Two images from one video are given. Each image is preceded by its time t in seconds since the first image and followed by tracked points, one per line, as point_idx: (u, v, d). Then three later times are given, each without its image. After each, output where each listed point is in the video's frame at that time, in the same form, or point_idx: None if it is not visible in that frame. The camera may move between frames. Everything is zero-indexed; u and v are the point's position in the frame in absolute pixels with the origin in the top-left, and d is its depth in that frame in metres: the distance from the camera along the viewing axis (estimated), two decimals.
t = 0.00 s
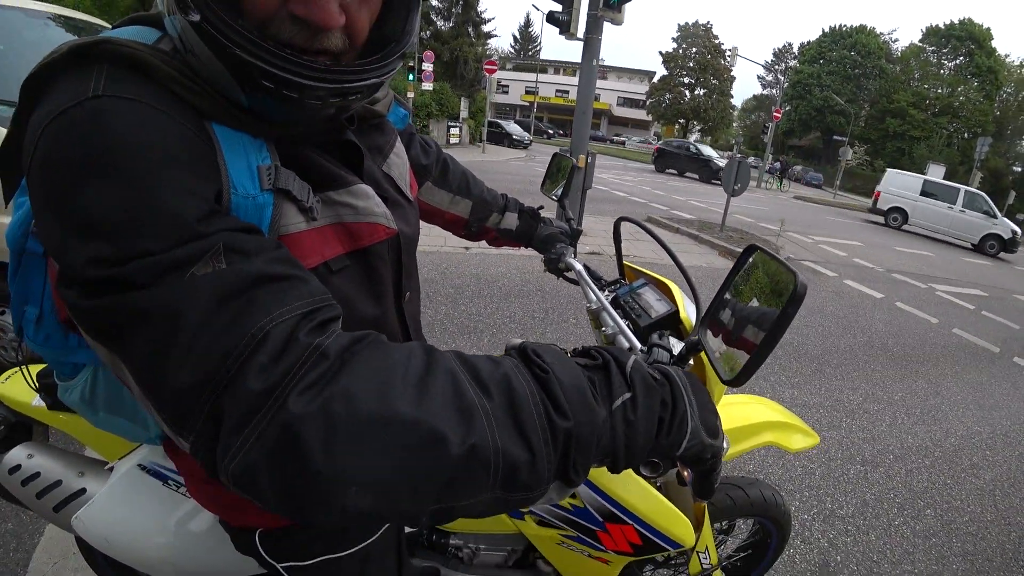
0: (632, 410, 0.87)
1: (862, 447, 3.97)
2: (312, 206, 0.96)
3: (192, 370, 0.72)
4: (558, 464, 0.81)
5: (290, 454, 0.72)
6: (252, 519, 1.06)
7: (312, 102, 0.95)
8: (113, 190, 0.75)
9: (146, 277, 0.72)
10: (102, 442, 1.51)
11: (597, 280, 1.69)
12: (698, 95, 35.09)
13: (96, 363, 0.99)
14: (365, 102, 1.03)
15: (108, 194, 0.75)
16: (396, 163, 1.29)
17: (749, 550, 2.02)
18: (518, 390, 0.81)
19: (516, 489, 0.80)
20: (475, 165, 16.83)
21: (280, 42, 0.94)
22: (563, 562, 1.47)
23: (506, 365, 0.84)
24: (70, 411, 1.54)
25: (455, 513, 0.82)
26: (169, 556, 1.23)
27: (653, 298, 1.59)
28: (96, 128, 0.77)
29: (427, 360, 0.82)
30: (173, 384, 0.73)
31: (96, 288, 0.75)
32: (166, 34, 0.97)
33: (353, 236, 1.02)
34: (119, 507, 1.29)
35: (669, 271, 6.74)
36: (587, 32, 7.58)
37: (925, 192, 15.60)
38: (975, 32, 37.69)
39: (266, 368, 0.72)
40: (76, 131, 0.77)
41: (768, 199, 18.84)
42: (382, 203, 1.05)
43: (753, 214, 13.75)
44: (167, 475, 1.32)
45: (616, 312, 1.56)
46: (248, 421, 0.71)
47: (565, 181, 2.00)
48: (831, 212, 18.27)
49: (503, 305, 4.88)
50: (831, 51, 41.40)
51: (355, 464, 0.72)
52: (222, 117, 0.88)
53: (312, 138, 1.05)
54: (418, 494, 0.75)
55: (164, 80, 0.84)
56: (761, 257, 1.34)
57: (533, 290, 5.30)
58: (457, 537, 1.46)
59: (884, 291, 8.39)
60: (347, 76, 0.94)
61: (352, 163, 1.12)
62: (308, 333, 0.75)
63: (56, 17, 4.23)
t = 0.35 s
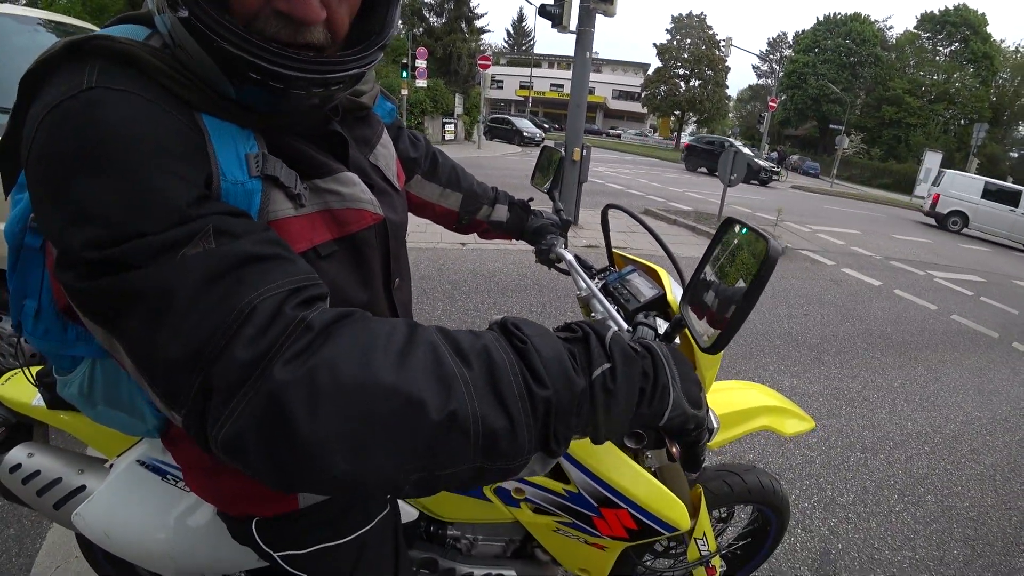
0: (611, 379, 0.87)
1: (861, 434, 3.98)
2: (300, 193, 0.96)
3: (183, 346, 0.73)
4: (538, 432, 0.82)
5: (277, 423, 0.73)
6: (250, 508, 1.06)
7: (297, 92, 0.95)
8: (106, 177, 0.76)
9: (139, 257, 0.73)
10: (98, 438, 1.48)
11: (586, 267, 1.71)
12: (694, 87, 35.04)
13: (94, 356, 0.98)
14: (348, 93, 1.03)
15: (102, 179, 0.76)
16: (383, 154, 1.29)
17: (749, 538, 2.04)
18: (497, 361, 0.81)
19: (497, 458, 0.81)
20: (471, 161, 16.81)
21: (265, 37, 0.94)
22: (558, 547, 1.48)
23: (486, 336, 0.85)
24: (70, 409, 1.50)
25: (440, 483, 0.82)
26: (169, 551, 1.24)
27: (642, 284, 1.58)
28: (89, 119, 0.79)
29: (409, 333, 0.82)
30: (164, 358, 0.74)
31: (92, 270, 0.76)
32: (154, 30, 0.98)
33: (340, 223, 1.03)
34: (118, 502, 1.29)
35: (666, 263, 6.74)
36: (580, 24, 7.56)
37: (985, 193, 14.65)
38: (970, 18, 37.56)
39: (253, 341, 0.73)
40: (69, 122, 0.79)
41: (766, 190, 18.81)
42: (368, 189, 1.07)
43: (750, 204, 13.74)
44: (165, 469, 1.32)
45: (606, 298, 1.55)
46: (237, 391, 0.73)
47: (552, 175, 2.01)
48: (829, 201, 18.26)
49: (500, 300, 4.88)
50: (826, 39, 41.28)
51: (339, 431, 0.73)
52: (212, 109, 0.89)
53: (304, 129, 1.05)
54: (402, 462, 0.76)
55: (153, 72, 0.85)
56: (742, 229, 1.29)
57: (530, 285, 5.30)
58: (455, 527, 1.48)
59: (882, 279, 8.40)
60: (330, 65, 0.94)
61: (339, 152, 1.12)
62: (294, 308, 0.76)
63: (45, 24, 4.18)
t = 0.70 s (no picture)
0: (565, 340, 0.92)
1: (848, 413, 4.05)
2: (282, 192, 1.00)
3: (181, 324, 0.77)
4: (499, 390, 0.88)
5: (266, 389, 0.77)
6: (247, 496, 1.09)
7: (279, 102, 1.00)
8: (108, 176, 0.80)
9: (143, 248, 0.78)
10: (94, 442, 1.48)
11: (560, 258, 1.73)
12: (674, 78, 35.19)
13: (95, 354, 1.01)
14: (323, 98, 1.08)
15: (104, 177, 0.80)
16: (359, 156, 1.32)
17: (737, 516, 2.09)
18: (460, 328, 0.87)
19: (464, 416, 0.86)
20: (454, 161, 16.82)
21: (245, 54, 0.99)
22: (546, 527, 1.51)
23: (451, 308, 0.91)
24: (69, 418, 1.50)
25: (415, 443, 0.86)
26: (172, 548, 1.26)
27: (612, 270, 1.55)
28: (89, 122, 0.82)
29: (382, 307, 0.88)
30: (163, 335, 0.79)
31: (97, 261, 0.80)
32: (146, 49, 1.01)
33: (320, 218, 1.06)
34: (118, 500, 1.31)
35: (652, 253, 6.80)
36: (556, 20, 7.60)
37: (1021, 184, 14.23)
38: None
39: (244, 317, 0.77)
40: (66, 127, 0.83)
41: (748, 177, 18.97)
42: (344, 187, 1.10)
43: (733, 192, 13.86)
44: (163, 468, 1.34)
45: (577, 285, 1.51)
46: (229, 362, 0.77)
47: (523, 174, 2.06)
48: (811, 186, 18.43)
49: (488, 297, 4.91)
50: (803, 25, 41.57)
51: (322, 392, 0.78)
52: (202, 118, 0.93)
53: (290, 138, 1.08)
54: (378, 420, 0.81)
55: (147, 83, 0.89)
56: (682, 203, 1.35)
57: (517, 281, 5.34)
58: (446, 515, 1.52)
59: (866, 260, 8.51)
60: (301, 77, 1.00)
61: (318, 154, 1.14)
62: (280, 287, 0.81)
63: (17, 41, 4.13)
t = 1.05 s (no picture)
0: (514, 334, 1.01)
1: (825, 407, 4.17)
2: (268, 213, 1.06)
3: (182, 333, 0.85)
4: (459, 384, 0.96)
5: (259, 388, 0.85)
6: (239, 495, 1.16)
7: (261, 137, 1.07)
8: (111, 206, 0.88)
9: (148, 268, 0.85)
10: (87, 455, 1.51)
11: (529, 265, 1.81)
12: (648, 86, 35.77)
13: (94, 364, 1.08)
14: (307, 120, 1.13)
15: (105, 200, 0.88)
16: (341, 176, 1.39)
17: (715, 511, 2.17)
18: (424, 329, 0.96)
19: (430, 407, 0.95)
20: (433, 174, 16.93)
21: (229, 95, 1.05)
22: (526, 522, 1.58)
23: (415, 312, 0.99)
24: (60, 433, 1.53)
25: (388, 433, 0.95)
26: (165, 553, 1.30)
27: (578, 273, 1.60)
28: (92, 160, 0.91)
29: (355, 314, 0.96)
30: (165, 343, 0.86)
31: (106, 280, 0.87)
32: (142, 85, 1.06)
33: (303, 236, 1.12)
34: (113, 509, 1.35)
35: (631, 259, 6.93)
36: (529, 34, 7.74)
37: None
38: (905, 4, 39.14)
39: (238, 328, 0.85)
40: (70, 162, 0.91)
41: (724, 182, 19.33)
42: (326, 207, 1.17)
43: (708, 197, 14.13)
44: (156, 477, 1.38)
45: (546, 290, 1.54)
46: (225, 367, 0.85)
47: (496, 191, 2.14)
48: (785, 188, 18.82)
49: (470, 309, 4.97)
50: (772, 32, 42.50)
51: (308, 389, 0.86)
52: (194, 149, 0.99)
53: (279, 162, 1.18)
54: (356, 414, 0.89)
55: (143, 120, 0.96)
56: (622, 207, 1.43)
57: (498, 292, 5.41)
58: (431, 515, 1.60)
59: (839, 259, 8.73)
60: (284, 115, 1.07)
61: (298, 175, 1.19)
62: (268, 300, 0.89)
63: None
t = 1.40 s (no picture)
0: (482, 333, 1.10)
1: (798, 413, 4.30)
2: (263, 238, 1.15)
3: (191, 345, 0.94)
4: (437, 382, 1.05)
5: (260, 391, 0.94)
6: (224, 490, 1.21)
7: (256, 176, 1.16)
8: (121, 239, 0.96)
9: (160, 289, 0.94)
10: (76, 463, 1.55)
11: (501, 280, 1.91)
12: (623, 105, 36.47)
13: (93, 368, 1.16)
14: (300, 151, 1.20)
15: (118, 224, 0.97)
16: (332, 198, 1.48)
17: (689, 511, 2.25)
18: (402, 333, 1.05)
19: (413, 402, 1.03)
20: (411, 194, 17.04)
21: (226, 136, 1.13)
22: (502, 521, 1.66)
23: (394, 320, 1.09)
24: (49, 442, 1.57)
25: (375, 428, 1.03)
26: (152, 556, 1.35)
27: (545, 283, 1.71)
28: (99, 195, 0.97)
29: (341, 324, 1.05)
30: (175, 354, 0.95)
31: (119, 301, 0.96)
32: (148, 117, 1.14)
33: (294, 256, 1.21)
34: (102, 514, 1.39)
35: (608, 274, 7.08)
36: (505, 56, 7.92)
37: None
38: (868, 24, 40.59)
39: (242, 339, 0.95)
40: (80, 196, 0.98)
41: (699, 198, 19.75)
42: (315, 230, 1.25)
43: (683, 213, 14.44)
44: (144, 482, 1.43)
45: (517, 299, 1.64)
46: (230, 375, 0.94)
47: (468, 213, 2.24)
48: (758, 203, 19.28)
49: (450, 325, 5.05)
50: (741, 51, 43.69)
51: (304, 390, 0.95)
52: (198, 184, 1.08)
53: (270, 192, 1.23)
54: (346, 410, 0.98)
55: (151, 159, 1.03)
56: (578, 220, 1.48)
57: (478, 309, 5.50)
58: (412, 518, 1.68)
59: (810, 271, 8.98)
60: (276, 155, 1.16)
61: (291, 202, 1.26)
62: (266, 315, 0.98)
63: None
